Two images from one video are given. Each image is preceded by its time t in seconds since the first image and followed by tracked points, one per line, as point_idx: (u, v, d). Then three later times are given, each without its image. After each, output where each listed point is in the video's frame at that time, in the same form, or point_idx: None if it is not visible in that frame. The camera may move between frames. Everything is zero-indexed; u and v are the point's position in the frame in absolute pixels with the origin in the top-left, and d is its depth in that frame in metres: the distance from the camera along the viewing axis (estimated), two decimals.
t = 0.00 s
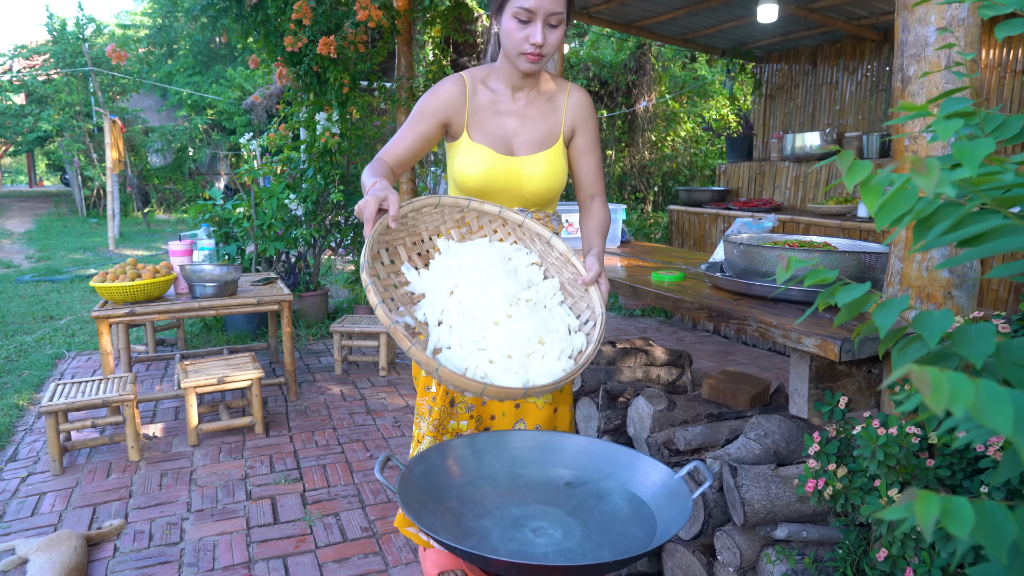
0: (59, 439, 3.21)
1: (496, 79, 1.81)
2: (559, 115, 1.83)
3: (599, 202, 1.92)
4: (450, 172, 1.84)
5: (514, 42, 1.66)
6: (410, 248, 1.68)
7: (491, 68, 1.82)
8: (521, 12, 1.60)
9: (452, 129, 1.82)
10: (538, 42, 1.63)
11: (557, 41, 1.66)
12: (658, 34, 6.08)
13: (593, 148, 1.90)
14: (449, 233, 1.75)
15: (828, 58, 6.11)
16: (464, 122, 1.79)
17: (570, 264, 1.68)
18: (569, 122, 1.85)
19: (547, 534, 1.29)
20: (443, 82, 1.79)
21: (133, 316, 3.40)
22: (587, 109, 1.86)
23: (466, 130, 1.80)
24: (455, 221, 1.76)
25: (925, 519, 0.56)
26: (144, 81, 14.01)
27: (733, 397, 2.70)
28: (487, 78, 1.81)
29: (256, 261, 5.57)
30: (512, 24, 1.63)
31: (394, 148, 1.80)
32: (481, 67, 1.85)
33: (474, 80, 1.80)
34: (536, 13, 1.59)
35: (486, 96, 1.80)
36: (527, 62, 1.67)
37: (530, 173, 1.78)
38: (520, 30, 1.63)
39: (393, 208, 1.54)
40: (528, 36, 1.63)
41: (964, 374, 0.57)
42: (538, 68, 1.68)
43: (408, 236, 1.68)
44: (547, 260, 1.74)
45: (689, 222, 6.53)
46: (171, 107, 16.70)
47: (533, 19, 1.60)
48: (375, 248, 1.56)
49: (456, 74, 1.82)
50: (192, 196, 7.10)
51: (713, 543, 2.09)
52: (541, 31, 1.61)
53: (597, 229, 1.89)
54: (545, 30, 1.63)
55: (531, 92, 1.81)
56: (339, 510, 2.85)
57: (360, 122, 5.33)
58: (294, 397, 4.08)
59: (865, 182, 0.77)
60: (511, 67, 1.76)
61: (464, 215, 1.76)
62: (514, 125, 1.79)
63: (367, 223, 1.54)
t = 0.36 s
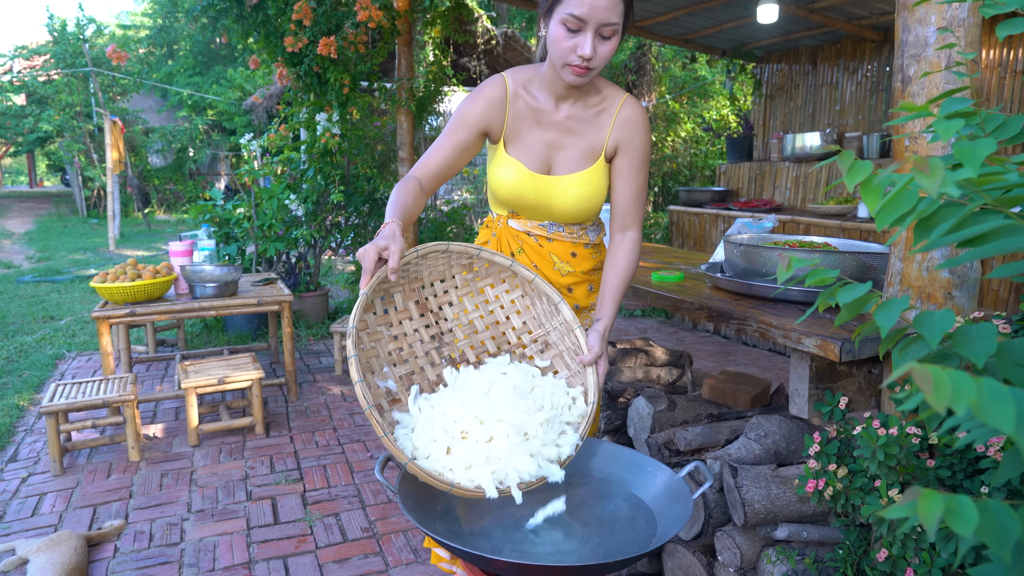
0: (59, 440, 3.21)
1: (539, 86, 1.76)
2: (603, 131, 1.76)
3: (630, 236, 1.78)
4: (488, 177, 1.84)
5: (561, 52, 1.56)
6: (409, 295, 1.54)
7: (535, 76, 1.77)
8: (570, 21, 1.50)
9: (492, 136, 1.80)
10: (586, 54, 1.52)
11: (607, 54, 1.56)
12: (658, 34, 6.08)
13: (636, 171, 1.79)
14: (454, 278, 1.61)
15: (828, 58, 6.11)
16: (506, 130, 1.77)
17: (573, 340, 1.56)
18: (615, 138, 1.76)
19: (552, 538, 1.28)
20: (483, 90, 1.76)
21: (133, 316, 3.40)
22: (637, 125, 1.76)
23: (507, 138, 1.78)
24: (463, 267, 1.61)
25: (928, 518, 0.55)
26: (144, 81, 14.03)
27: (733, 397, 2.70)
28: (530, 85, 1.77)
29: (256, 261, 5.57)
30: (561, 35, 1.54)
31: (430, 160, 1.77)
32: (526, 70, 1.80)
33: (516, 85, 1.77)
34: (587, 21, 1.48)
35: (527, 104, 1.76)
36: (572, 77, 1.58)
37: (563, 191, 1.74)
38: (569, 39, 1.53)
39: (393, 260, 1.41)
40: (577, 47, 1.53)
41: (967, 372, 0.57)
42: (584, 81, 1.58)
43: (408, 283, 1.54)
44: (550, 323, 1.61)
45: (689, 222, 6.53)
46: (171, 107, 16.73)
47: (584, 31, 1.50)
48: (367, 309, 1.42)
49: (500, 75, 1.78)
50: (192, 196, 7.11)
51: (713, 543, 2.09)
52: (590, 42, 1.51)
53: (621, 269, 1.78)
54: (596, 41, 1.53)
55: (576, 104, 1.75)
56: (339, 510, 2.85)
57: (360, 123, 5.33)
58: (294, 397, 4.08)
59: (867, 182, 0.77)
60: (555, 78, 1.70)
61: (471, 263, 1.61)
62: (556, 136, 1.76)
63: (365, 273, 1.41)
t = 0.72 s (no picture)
0: (58, 442, 3.20)
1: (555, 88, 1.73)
2: (618, 139, 1.76)
3: (636, 244, 1.80)
4: (499, 174, 1.82)
5: (580, 61, 1.51)
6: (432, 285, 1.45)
7: (552, 78, 1.73)
8: (591, 30, 1.46)
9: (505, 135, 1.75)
10: (607, 66, 1.48)
11: (628, 65, 1.53)
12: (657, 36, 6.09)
13: (647, 181, 1.79)
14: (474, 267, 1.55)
15: (827, 60, 6.12)
16: (520, 132, 1.74)
17: (580, 348, 1.55)
18: (630, 150, 1.76)
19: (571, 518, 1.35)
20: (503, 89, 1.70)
21: (133, 318, 3.40)
22: (652, 137, 1.76)
23: (520, 140, 1.75)
24: (485, 257, 1.55)
25: (929, 522, 0.55)
26: (144, 83, 14.04)
27: (733, 399, 2.70)
28: (546, 87, 1.73)
29: (256, 263, 5.57)
30: (583, 42, 1.49)
31: (441, 160, 1.65)
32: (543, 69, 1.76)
33: (532, 85, 1.73)
34: (610, 32, 1.44)
35: (542, 107, 1.72)
36: (590, 86, 1.55)
37: (574, 200, 1.75)
38: (590, 48, 1.49)
39: (434, 255, 1.27)
40: (598, 57, 1.49)
41: (968, 376, 0.57)
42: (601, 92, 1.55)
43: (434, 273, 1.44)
44: (556, 325, 1.61)
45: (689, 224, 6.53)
46: (170, 109, 16.74)
47: (607, 40, 1.46)
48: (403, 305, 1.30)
49: (517, 73, 1.74)
50: (191, 198, 7.11)
51: (713, 545, 2.08)
52: (611, 53, 1.47)
53: (626, 274, 1.79)
54: (617, 52, 1.49)
55: (592, 111, 1.73)
56: (338, 512, 2.85)
57: (359, 124, 5.33)
58: (294, 399, 4.08)
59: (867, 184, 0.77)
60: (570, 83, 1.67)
61: (494, 255, 1.54)
62: (569, 143, 1.75)
63: (403, 267, 1.28)
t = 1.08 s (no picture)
0: (58, 442, 3.20)
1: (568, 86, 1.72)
2: (627, 140, 1.76)
3: (632, 244, 1.80)
4: (508, 170, 1.79)
5: (598, 63, 1.51)
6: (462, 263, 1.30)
7: (565, 75, 1.72)
8: (609, 31, 1.45)
9: (521, 129, 1.72)
10: (625, 69, 1.48)
11: (644, 68, 1.53)
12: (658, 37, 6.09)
13: (650, 183, 1.80)
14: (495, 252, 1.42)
15: (828, 61, 6.13)
16: (534, 128, 1.72)
17: (563, 354, 1.52)
18: (638, 151, 1.76)
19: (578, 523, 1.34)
20: (520, 81, 1.68)
21: (133, 319, 3.40)
22: (661, 141, 1.77)
23: (532, 137, 1.74)
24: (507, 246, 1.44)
25: (924, 525, 0.55)
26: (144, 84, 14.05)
27: (733, 400, 2.70)
28: (560, 84, 1.72)
29: (256, 263, 5.57)
30: (600, 43, 1.49)
31: (467, 154, 1.59)
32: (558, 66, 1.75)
33: (546, 82, 1.72)
34: (629, 36, 1.43)
35: (556, 104, 1.71)
36: (605, 86, 1.54)
37: (581, 201, 1.75)
38: (608, 51, 1.49)
39: (487, 237, 1.20)
40: (616, 59, 1.48)
41: (962, 380, 0.57)
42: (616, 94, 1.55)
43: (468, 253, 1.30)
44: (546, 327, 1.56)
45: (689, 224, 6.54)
46: (171, 109, 16.75)
47: (625, 43, 1.45)
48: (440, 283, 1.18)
49: (531, 67, 1.73)
50: (192, 198, 7.12)
51: (713, 546, 2.08)
52: (629, 56, 1.46)
53: (618, 272, 1.78)
54: (635, 56, 1.49)
55: (604, 111, 1.73)
56: (338, 513, 2.85)
57: (359, 125, 5.34)
58: (294, 399, 4.08)
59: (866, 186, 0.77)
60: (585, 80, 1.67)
61: (517, 249, 1.44)
62: (578, 143, 1.76)
63: (459, 242, 1.18)
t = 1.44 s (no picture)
0: (58, 443, 3.20)
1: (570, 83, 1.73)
2: (627, 138, 1.76)
3: (631, 245, 1.79)
4: (508, 167, 1.79)
5: (598, 60, 1.51)
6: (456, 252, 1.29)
7: (568, 73, 1.73)
8: (610, 29, 1.46)
9: (522, 124, 1.72)
10: (624, 67, 1.48)
11: (644, 67, 1.53)
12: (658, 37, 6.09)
13: (650, 183, 1.79)
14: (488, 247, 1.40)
15: (827, 61, 6.13)
16: (535, 123, 1.72)
17: (555, 354, 1.49)
18: (637, 150, 1.76)
19: (593, 531, 1.33)
20: (523, 77, 1.70)
21: (132, 319, 3.39)
22: (661, 141, 1.76)
23: (533, 133, 1.74)
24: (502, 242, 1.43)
25: (927, 522, 0.55)
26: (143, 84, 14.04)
27: (732, 400, 2.70)
28: (562, 81, 1.73)
29: (255, 264, 5.57)
30: (601, 39, 1.49)
31: (469, 146, 1.58)
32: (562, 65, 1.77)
33: (549, 78, 1.73)
34: (630, 33, 1.43)
35: (557, 100, 1.72)
36: (605, 83, 1.54)
37: (581, 199, 1.75)
38: (608, 48, 1.49)
39: (484, 227, 1.20)
40: (616, 57, 1.48)
41: (965, 376, 0.57)
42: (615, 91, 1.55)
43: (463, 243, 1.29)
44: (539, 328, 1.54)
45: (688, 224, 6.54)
46: (170, 109, 16.75)
47: (625, 40, 1.45)
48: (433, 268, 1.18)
49: (535, 64, 1.75)
50: (192, 199, 7.11)
51: (712, 546, 2.08)
52: (629, 54, 1.46)
53: (616, 270, 1.77)
54: (635, 54, 1.48)
55: (604, 109, 1.74)
56: (338, 513, 2.85)
57: (359, 125, 5.33)
58: (294, 400, 4.07)
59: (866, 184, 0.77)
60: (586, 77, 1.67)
61: (512, 244, 1.43)
62: (578, 140, 1.76)
63: (456, 229, 1.18)
